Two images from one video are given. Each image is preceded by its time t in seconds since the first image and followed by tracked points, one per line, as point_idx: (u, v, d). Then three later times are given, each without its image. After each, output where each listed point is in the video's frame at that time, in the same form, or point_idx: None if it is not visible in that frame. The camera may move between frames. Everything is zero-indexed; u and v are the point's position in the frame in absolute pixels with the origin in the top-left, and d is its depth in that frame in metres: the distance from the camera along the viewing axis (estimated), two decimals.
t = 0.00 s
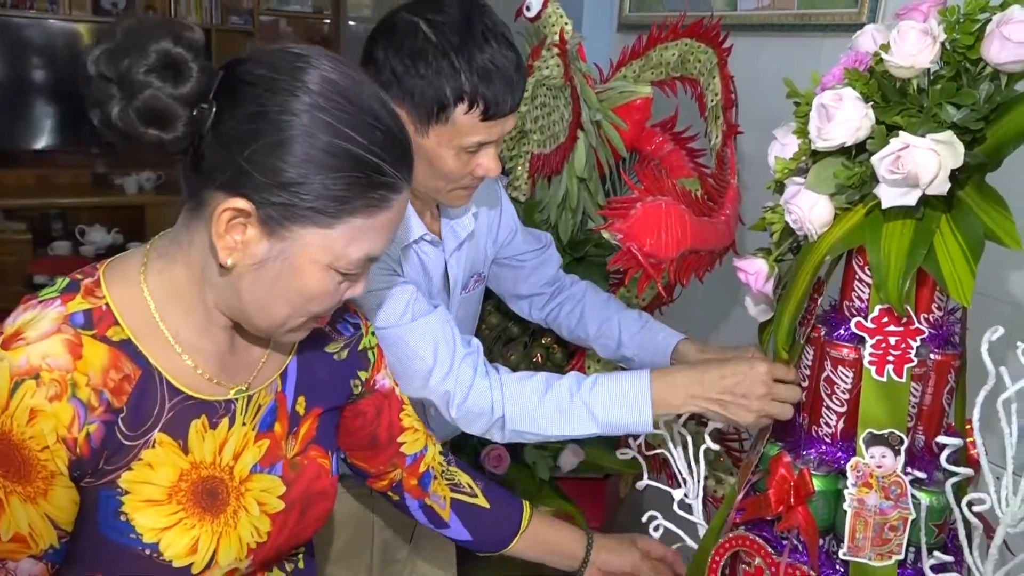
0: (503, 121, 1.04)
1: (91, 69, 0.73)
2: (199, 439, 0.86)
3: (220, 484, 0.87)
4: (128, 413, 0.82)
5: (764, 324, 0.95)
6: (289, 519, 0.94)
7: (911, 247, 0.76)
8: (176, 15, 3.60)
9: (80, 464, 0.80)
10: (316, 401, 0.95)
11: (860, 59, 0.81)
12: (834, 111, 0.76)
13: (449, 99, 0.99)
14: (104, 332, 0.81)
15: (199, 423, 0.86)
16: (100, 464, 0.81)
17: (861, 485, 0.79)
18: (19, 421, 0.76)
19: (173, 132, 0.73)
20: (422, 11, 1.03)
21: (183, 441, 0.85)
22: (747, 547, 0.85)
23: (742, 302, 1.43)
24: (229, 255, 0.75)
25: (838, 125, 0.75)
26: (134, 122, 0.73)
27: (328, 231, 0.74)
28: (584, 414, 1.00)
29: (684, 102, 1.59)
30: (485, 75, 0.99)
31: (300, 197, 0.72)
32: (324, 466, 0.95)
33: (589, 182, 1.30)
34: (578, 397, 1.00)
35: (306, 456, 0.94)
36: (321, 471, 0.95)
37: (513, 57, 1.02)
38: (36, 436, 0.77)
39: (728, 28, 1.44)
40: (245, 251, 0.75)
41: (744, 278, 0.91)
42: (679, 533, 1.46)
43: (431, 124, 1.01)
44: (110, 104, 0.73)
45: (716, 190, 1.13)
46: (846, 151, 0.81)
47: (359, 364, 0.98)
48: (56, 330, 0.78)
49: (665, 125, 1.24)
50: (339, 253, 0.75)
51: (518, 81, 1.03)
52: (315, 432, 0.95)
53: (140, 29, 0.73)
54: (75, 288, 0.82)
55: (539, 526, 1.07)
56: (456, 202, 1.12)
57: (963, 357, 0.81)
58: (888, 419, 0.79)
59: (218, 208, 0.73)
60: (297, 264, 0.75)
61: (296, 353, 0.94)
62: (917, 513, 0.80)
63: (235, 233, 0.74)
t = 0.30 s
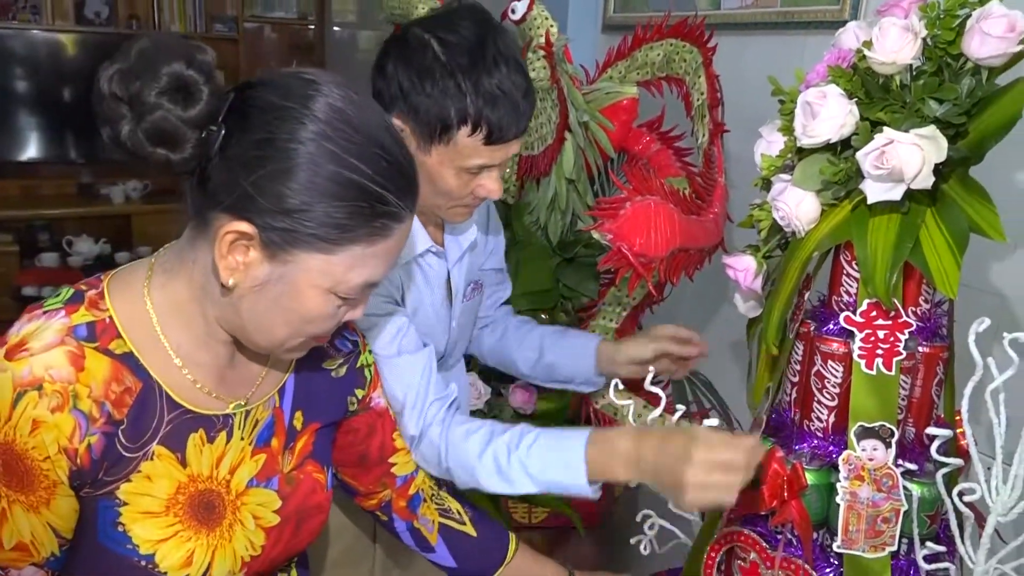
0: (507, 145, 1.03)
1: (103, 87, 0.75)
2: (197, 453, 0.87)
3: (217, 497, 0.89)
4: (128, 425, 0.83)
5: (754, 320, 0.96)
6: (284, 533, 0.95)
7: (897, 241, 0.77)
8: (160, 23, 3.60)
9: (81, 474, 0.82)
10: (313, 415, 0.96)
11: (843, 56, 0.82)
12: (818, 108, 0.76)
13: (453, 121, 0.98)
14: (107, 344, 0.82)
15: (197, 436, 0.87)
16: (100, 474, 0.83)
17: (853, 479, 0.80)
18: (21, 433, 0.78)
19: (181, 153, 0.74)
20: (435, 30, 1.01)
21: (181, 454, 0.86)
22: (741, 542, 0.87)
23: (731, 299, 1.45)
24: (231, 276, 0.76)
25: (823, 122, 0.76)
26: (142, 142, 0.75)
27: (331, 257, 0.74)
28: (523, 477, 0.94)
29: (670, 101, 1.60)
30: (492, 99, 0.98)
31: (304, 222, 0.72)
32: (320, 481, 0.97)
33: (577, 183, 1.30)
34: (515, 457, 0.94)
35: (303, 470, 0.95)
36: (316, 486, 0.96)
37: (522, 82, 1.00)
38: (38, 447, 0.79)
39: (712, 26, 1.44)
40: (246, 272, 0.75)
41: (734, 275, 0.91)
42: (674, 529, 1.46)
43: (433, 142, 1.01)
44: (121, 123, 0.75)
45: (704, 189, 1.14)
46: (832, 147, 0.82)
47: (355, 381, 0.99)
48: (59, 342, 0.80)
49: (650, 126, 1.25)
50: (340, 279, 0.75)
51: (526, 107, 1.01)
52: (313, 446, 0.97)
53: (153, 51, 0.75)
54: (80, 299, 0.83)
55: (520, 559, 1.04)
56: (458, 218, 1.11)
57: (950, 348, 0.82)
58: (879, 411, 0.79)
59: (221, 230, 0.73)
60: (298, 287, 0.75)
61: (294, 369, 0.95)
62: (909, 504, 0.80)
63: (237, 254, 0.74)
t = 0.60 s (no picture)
0: (540, 195, 0.98)
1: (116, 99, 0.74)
2: (186, 457, 0.89)
3: (203, 503, 0.91)
4: (120, 424, 0.84)
5: (753, 323, 0.96)
6: (267, 543, 0.98)
7: (896, 244, 0.77)
8: (159, 25, 3.60)
9: (70, 468, 0.83)
10: (305, 429, 0.98)
11: (843, 60, 0.82)
12: (817, 111, 0.77)
13: (483, 167, 0.94)
14: (105, 342, 0.83)
15: (188, 440, 0.88)
16: (89, 471, 0.84)
17: (851, 481, 0.80)
18: (15, 421, 0.79)
19: (195, 165, 0.74)
20: (475, 73, 0.98)
21: (171, 456, 0.88)
22: (740, 544, 0.86)
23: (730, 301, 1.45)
24: (244, 285, 0.76)
25: (822, 126, 0.76)
26: (157, 154, 0.74)
27: (342, 266, 0.75)
28: None
29: (669, 103, 1.60)
30: (524, 146, 0.94)
31: (314, 232, 0.73)
32: (308, 494, 1.00)
33: (577, 185, 1.26)
34: None
35: (290, 482, 0.98)
36: (302, 497, 0.99)
37: (558, 131, 0.96)
38: (29, 438, 0.80)
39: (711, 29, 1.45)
40: (259, 281, 0.76)
41: (733, 278, 0.92)
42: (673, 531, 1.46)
43: (462, 187, 0.97)
44: (135, 134, 0.74)
45: (703, 191, 1.16)
46: (831, 151, 0.82)
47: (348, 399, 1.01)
48: (59, 335, 0.81)
49: (650, 129, 1.26)
50: (350, 288, 0.76)
51: (560, 159, 0.96)
52: (303, 459, 0.99)
53: (168, 63, 0.74)
54: (83, 296, 0.85)
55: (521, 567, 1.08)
56: (489, 262, 1.06)
57: (949, 351, 0.82)
58: (877, 413, 0.80)
59: (235, 240, 0.74)
60: (308, 297, 0.76)
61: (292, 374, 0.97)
62: (907, 506, 0.81)
63: (250, 263, 0.75)
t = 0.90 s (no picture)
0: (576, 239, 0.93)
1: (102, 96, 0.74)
2: (171, 457, 0.88)
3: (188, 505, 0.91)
4: (104, 424, 0.83)
5: (749, 317, 0.96)
6: (252, 545, 0.99)
7: (893, 239, 0.77)
8: (149, 21, 3.58)
9: (54, 468, 0.81)
10: (291, 430, 0.99)
11: (839, 54, 0.82)
12: (814, 105, 0.77)
13: (518, 214, 0.91)
14: (89, 341, 0.82)
15: (173, 441, 0.88)
16: (72, 471, 0.83)
17: (848, 475, 0.80)
18: None
19: (181, 159, 0.74)
20: (507, 118, 0.95)
21: (156, 457, 0.87)
22: (736, 538, 0.86)
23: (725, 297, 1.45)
24: (231, 281, 0.76)
25: (820, 120, 0.76)
26: (143, 149, 0.74)
27: (329, 261, 0.74)
28: None
29: (663, 98, 1.60)
30: (560, 191, 0.90)
31: (303, 226, 0.72)
32: (293, 495, 1.00)
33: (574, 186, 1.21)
34: None
35: (275, 483, 0.98)
36: (287, 498, 1.00)
37: (594, 173, 0.92)
38: (13, 438, 0.77)
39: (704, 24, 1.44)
40: (246, 277, 0.75)
41: (729, 272, 0.91)
42: (669, 527, 1.46)
43: (497, 234, 0.93)
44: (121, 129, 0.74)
45: (698, 186, 1.18)
46: (827, 145, 0.82)
47: (336, 398, 1.01)
48: (43, 334, 0.80)
49: (644, 123, 1.25)
50: (339, 283, 0.75)
51: (595, 202, 0.92)
52: (288, 460, 0.99)
53: (152, 58, 0.74)
54: (68, 294, 0.83)
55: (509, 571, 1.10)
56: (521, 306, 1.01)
57: (944, 345, 0.82)
58: (874, 407, 0.80)
59: (222, 234, 0.73)
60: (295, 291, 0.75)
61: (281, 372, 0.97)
62: (903, 500, 0.81)
63: (236, 259, 0.75)
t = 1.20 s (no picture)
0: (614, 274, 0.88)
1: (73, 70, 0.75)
2: (163, 435, 0.85)
3: (180, 480, 0.87)
4: (94, 401, 0.79)
5: (753, 298, 0.96)
6: (246, 522, 0.95)
7: (900, 217, 0.77)
8: (150, 2, 3.55)
9: (42, 447, 0.78)
10: (287, 407, 0.96)
11: (847, 31, 0.81)
12: (822, 83, 0.76)
13: (552, 262, 0.86)
14: (78, 318, 0.78)
15: (163, 418, 0.84)
16: (61, 449, 0.79)
17: (852, 454, 0.80)
18: None
19: (152, 130, 0.74)
20: (522, 170, 0.90)
21: (147, 434, 0.84)
22: (740, 518, 0.86)
23: (730, 277, 1.45)
24: (210, 252, 0.74)
25: (827, 97, 0.76)
26: (113, 121, 0.74)
27: (306, 226, 0.73)
28: None
29: (668, 79, 1.59)
30: (592, 233, 0.85)
31: (285, 189, 0.71)
32: (288, 473, 0.97)
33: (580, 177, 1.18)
34: None
35: (270, 460, 0.95)
36: (281, 477, 0.96)
37: (621, 207, 0.87)
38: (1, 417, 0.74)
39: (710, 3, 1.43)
40: (224, 248, 0.74)
41: (734, 253, 0.91)
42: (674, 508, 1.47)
43: (534, 285, 0.88)
44: (91, 102, 0.74)
45: (703, 167, 1.18)
46: (834, 122, 0.81)
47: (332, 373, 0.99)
48: (29, 311, 0.76)
49: (649, 104, 1.24)
50: (318, 250, 0.74)
51: (627, 237, 0.87)
52: (284, 437, 0.96)
53: (122, 30, 0.74)
54: (55, 271, 0.79)
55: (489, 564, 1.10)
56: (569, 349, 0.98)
57: (951, 325, 0.82)
58: (879, 387, 0.79)
59: (197, 202, 0.72)
60: (273, 258, 0.74)
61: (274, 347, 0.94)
62: (907, 480, 0.81)
63: (214, 229, 0.73)
